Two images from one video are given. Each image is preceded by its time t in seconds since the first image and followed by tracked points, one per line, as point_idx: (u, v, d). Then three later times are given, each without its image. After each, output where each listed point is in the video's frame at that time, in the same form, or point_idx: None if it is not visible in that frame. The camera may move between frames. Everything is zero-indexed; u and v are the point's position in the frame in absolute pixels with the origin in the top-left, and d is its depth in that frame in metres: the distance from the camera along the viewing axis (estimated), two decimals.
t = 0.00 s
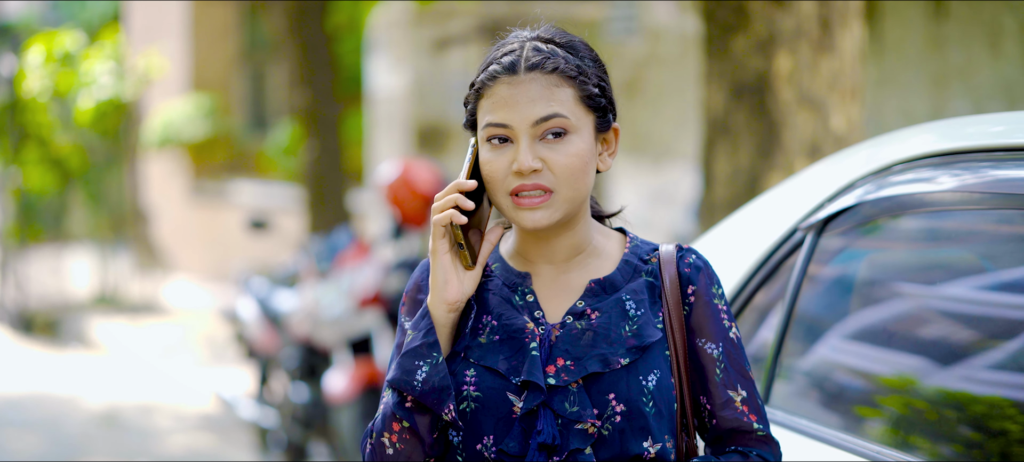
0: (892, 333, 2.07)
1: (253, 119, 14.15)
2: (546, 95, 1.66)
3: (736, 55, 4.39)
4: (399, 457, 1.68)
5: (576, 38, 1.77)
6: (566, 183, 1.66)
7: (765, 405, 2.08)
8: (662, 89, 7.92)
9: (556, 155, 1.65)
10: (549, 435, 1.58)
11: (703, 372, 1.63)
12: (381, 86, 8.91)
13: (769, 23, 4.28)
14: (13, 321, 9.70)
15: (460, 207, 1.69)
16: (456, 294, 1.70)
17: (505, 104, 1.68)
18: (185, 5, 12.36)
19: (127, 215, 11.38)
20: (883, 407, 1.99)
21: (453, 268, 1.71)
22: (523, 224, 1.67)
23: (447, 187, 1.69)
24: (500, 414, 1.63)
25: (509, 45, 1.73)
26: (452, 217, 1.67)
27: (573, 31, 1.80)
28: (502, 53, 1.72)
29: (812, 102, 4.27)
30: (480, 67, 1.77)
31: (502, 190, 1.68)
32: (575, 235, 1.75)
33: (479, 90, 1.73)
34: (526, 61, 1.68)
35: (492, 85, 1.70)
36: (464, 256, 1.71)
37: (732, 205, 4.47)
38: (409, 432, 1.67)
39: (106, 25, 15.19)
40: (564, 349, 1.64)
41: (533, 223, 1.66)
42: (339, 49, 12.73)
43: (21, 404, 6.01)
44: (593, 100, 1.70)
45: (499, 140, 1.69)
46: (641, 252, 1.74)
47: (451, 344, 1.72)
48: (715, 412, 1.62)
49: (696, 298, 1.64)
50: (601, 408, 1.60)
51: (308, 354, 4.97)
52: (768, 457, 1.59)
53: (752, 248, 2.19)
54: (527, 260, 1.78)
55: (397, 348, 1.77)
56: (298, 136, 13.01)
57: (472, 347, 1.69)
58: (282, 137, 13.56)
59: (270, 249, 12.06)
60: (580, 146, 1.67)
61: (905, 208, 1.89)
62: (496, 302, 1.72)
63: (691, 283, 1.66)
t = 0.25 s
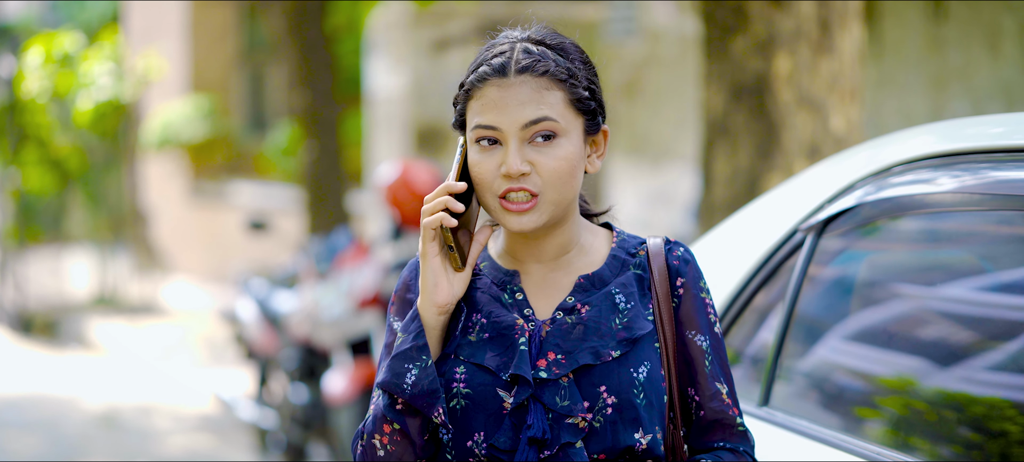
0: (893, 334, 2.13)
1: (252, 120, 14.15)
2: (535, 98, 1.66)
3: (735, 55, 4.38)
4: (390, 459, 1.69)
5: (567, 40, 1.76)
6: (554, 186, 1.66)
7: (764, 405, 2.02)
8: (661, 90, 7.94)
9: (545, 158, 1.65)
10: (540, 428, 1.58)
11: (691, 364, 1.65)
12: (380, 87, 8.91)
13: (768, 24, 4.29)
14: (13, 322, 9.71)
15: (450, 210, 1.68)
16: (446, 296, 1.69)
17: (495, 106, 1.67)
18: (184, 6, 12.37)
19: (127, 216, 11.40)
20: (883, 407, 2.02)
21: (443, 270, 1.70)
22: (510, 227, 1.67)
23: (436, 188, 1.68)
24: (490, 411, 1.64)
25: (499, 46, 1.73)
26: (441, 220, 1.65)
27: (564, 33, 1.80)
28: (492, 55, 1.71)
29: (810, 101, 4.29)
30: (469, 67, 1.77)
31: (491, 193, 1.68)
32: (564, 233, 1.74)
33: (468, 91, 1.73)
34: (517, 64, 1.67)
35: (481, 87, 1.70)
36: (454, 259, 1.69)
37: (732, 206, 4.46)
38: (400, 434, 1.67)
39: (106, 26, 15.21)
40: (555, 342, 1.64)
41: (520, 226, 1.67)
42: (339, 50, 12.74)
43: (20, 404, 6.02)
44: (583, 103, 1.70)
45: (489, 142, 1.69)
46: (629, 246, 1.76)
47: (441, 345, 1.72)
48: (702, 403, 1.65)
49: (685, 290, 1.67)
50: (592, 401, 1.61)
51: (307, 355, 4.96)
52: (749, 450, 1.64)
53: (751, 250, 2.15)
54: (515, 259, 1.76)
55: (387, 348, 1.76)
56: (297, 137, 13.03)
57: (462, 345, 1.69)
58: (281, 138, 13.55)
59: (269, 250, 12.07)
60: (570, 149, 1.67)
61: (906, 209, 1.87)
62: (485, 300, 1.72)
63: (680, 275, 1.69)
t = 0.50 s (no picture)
0: (893, 335, 2.12)
1: (252, 120, 14.18)
2: (535, 99, 1.66)
3: (735, 56, 4.39)
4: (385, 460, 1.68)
5: (566, 40, 1.76)
6: (551, 188, 1.66)
7: (765, 405, 2.03)
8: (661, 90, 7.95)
9: (543, 160, 1.65)
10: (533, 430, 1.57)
11: (678, 362, 1.64)
12: (380, 87, 8.92)
13: (768, 24, 4.28)
14: (13, 323, 9.70)
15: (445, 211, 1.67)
16: (440, 297, 1.69)
17: (495, 106, 1.67)
18: (184, 6, 12.37)
19: (127, 216, 11.40)
20: (883, 408, 2.01)
21: (437, 270, 1.70)
22: (506, 229, 1.67)
23: (432, 188, 1.67)
24: (483, 412, 1.63)
25: (499, 45, 1.73)
26: (438, 222, 1.65)
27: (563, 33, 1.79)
28: (492, 54, 1.71)
29: (810, 103, 4.28)
30: (467, 65, 1.76)
31: (487, 193, 1.68)
32: (558, 233, 1.74)
33: (467, 88, 1.72)
34: (517, 64, 1.67)
35: (481, 86, 1.69)
36: (448, 259, 1.69)
37: (732, 206, 4.46)
38: (395, 434, 1.67)
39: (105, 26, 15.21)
40: (546, 343, 1.64)
41: (516, 229, 1.67)
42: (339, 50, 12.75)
43: (19, 405, 6.02)
44: (581, 105, 1.70)
45: (487, 142, 1.69)
46: (618, 244, 1.75)
47: (435, 346, 1.71)
48: (685, 402, 1.64)
49: (675, 286, 1.67)
50: (584, 402, 1.61)
51: (307, 355, 4.96)
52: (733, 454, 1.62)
53: (751, 250, 2.16)
54: (507, 259, 1.76)
55: (380, 350, 1.75)
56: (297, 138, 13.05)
57: (455, 345, 1.69)
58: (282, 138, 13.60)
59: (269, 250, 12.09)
60: (568, 151, 1.67)
61: (906, 209, 1.87)
62: (476, 301, 1.71)
63: (669, 272, 1.69)
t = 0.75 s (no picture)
0: (892, 336, 2.11)
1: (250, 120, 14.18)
2: (530, 98, 1.66)
3: (735, 56, 4.39)
4: (381, 458, 1.67)
5: (556, 36, 1.76)
6: (551, 185, 1.67)
7: (765, 405, 2.03)
8: (661, 90, 7.95)
9: (541, 158, 1.65)
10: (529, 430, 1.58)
11: (676, 364, 1.65)
12: (379, 88, 8.92)
13: (768, 25, 4.29)
14: (12, 323, 9.70)
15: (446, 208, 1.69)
16: (439, 294, 1.68)
17: (490, 107, 1.67)
18: (183, 6, 12.36)
19: (126, 216, 11.39)
20: (882, 408, 2.01)
21: (436, 268, 1.70)
22: (508, 226, 1.67)
23: (432, 185, 1.69)
24: (480, 411, 1.63)
25: (491, 44, 1.72)
26: (439, 217, 1.67)
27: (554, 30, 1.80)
28: (485, 54, 1.71)
29: (810, 103, 4.28)
30: (459, 66, 1.76)
31: (486, 192, 1.68)
32: (554, 233, 1.75)
33: (460, 90, 1.72)
34: (511, 63, 1.67)
35: (475, 86, 1.69)
36: (447, 256, 1.70)
37: (731, 206, 4.46)
38: (391, 432, 1.66)
39: (104, 26, 15.21)
40: (543, 343, 1.64)
41: (517, 227, 1.67)
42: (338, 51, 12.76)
43: (18, 405, 6.02)
44: (575, 100, 1.71)
45: (483, 142, 1.69)
46: (613, 246, 1.76)
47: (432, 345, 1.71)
48: (685, 405, 1.63)
49: (671, 290, 1.67)
50: (581, 402, 1.61)
51: (306, 355, 4.95)
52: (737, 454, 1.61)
53: (751, 251, 2.16)
54: (503, 259, 1.77)
55: (377, 348, 1.75)
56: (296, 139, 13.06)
57: (451, 345, 1.68)
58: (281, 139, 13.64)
59: (268, 251, 12.10)
60: (565, 148, 1.67)
61: (905, 210, 1.87)
62: (473, 300, 1.71)
63: (665, 274, 1.69)
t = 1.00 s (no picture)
0: (893, 335, 2.11)
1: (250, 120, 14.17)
2: (526, 99, 1.66)
3: (735, 56, 4.39)
4: (379, 456, 1.67)
5: (552, 37, 1.76)
6: (549, 185, 1.67)
7: (765, 405, 2.04)
8: (661, 89, 7.95)
9: (538, 158, 1.66)
10: (527, 426, 1.58)
11: (673, 362, 1.65)
12: (379, 87, 8.92)
13: (768, 25, 4.29)
14: (12, 323, 9.71)
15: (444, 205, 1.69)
16: (439, 292, 1.68)
17: (487, 108, 1.67)
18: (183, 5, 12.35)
19: (126, 216, 11.39)
20: (883, 407, 2.02)
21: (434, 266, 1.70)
22: (505, 225, 1.68)
23: (430, 184, 1.69)
24: (478, 408, 1.63)
25: (487, 46, 1.72)
26: (437, 215, 1.67)
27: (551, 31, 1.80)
28: (481, 55, 1.71)
29: (810, 102, 4.28)
30: (455, 67, 1.76)
31: (483, 192, 1.69)
32: (551, 232, 1.75)
33: (456, 90, 1.72)
34: (507, 64, 1.67)
35: (472, 87, 1.69)
36: (446, 254, 1.70)
37: (732, 206, 4.46)
38: (390, 430, 1.66)
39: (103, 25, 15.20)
40: (540, 341, 1.64)
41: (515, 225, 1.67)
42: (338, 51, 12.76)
43: (18, 404, 6.02)
44: (572, 101, 1.71)
45: (480, 143, 1.69)
46: (610, 247, 1.76)
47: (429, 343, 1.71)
48: (684, 403, 1.63)
49: (668, 289, 1.67)
50: (578, 398, 1.61)
51: (307, 354, 4.95)
52: (737, 452, 1.60)
53: (751, 251, 2.17)
54: (500, 258, 1.77)
55: (374, 347, 1.75)
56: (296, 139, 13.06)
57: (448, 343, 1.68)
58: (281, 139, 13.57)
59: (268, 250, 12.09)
60: (562, 148, 1.68)
61: (906, 209, 1.87)
62: (469, 299, 1.71)
63: (662, 274, 1.69)
